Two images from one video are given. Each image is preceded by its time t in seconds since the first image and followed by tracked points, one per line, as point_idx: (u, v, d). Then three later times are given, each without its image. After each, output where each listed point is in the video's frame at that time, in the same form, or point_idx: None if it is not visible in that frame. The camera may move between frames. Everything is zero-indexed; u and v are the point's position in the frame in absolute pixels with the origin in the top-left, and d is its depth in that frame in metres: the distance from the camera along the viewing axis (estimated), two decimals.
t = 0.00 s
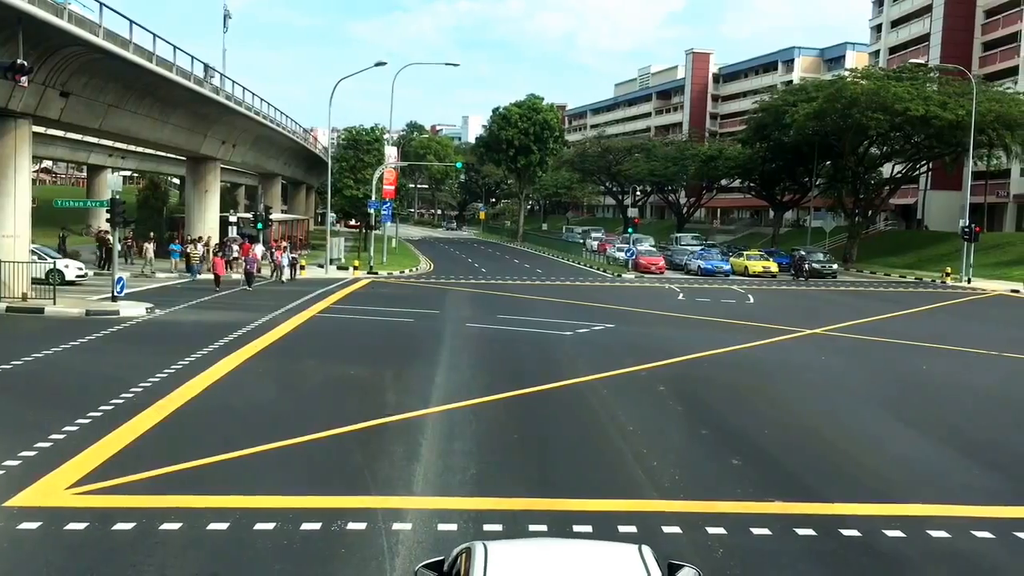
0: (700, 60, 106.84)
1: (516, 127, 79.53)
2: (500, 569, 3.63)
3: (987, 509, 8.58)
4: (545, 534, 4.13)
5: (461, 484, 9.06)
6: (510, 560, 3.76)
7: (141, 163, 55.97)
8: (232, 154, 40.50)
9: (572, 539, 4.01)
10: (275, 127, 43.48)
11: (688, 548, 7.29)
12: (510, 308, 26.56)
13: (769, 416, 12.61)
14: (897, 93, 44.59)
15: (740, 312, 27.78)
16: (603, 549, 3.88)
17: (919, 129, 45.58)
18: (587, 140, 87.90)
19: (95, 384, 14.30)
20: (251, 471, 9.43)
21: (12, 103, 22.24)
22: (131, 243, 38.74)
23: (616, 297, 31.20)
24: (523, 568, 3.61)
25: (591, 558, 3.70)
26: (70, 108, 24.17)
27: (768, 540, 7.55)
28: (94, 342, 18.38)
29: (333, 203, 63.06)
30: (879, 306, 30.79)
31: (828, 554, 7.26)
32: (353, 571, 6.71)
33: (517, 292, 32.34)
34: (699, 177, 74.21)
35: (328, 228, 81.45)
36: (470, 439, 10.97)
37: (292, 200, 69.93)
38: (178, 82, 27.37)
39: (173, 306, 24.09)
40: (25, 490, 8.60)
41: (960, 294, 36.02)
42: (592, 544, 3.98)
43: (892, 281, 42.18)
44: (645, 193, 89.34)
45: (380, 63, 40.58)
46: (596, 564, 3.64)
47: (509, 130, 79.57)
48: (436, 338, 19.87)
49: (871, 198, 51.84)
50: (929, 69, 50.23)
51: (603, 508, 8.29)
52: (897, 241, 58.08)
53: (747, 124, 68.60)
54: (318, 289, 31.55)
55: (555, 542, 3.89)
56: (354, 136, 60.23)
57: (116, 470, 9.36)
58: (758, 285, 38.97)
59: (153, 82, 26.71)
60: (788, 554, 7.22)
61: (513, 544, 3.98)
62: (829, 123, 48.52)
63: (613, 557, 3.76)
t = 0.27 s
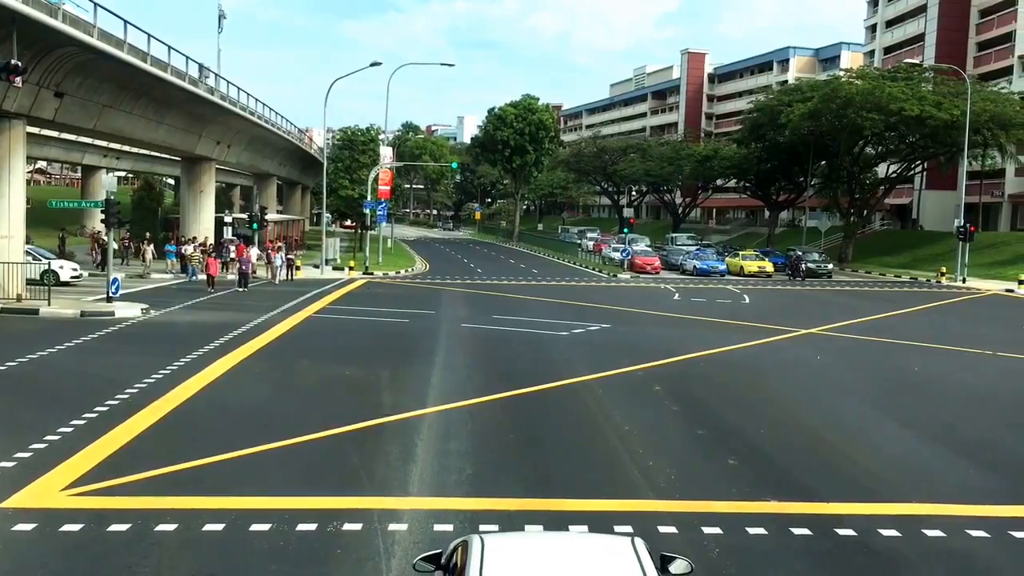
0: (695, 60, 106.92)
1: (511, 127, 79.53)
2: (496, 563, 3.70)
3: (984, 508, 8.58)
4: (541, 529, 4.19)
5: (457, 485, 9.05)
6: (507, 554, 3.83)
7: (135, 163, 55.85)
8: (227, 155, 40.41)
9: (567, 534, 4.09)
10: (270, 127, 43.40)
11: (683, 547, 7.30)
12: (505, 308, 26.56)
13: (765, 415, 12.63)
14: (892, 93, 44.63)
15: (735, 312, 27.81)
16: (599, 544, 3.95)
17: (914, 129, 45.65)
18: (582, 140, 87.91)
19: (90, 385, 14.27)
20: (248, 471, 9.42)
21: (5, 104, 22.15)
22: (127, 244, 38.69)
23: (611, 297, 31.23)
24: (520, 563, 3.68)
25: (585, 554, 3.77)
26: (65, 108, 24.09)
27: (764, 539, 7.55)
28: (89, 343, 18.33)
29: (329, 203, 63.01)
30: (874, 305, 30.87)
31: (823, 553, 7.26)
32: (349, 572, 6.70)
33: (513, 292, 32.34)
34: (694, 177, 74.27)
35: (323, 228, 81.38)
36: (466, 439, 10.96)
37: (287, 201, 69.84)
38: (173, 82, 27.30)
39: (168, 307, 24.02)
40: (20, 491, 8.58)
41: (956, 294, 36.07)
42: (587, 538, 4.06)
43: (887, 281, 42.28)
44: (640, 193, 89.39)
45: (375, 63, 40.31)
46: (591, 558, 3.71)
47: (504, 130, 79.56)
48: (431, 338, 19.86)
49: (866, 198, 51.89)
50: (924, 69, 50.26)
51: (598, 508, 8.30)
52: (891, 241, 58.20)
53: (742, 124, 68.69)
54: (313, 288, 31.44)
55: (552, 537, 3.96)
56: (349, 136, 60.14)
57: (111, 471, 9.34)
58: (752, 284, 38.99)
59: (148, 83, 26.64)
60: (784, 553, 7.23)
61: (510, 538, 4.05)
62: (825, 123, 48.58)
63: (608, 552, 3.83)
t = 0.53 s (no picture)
0: (695, 60, 106.95)
1: (510, 127, 79.56)
2: (494, 556, 3.77)
3: (983, 508, 8.59)
4: (539, 521, 4.25)
5: (456, 485, 9.05)
6: (505, 546, 3.89)
7: (134, 164, 55.84)
8: (226, 155, 40.40)
9: (565, 526, 4.14)
10: (269, 128, 43.39)
11: (682, 548, 7.30)
12: (505, 309, 26.57)
13: (764, 415, 12.64)
14: (891, 94, 44.64)
15: (734, 312, 27.82)
16: (596, 537, 4.01)
17: (913, 130, 45.65)
18: (581, 140, 87.95)
19: (90, 385, 14.27)
20: (247, 472, 9.43)
21: (4, 105, 22.14)
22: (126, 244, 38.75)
23: (610, 298, 31.25)
24: (519, 555, 3.74)
25: (582, 546, 3.82)
26: (64, 109, 24.08)
27: (763, 540, 7.56)
28: (88, 344, 18.35)
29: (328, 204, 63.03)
30: (873, 305, 30.89)
31: (822, 554, 7.27)
32: (348, 572, 6.71)
33: (512, 293, 32.35)
34: (693, 177, 74.31)
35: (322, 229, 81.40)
36: (466, 440, 10.97)
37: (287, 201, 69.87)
38: (173, 83, 27.29)
39: (167, 307, 24.00)
40: (19, 491, 8.59)
41: (956, 294, 36.08)
42: (584, 530, 4.12)
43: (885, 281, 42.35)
44: (640, 193, 89.38)
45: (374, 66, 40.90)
46: (587, 551, 3.77)
47: (504, 130, 79.57)
48: (431, 339, 19.88)
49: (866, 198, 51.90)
50: (923, 69, 50.22)
51: (598, 508, 8.31)
52: (891, 242, 58.21)
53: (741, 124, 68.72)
54: (312, 289, 31.44)
55: (550, 529, 4.02)
56: (348, 137, 60.14)
57: (110, 471, 9.34)
58: (752, 285, 38.99)
59: (148, 83, 26.63)
60: (784, 553, 7.23)
61: (508, 530, 4.12)
62: (824, 123, 48.58)
63: (605, 544, 3.89)
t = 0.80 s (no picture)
0: (695, 62, 106.99)
1: (511, 129, 79.63)
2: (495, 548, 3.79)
3: (982, 511, 8.59)
4: (541, 512, 4.33)
5: (456, 487, 9.05)
6: (504, 537, 3.95)
7: (135, 165, 55.86)
8: (227, 156, 40.38)
9: (564, 516, 4.21)
10: (270, 129, 43.40)
11: (681, 549, 7.31)
12: (505, 310, 26.57)
13: (764, 417, 12.64)
14: (891, 96, 44.64)
15: (734, 314, 27.82)
16: (593, 527, 4.07)
17: (912, 131, 45.65)
18: (581, 142, 88.03)
19: (90, 386, 14.29)
20: (247, 473, 9.44)
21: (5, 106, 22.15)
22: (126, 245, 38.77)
23: (609, 299, 31.28)
24: (519, 546, 3.78)
25: (578, 536, 3.88)
26: (64, 109, 24.08)
27: (762, 542, 7.56)
28: (89, 345, 18.36)
29: (328, 205, 63.03)
30: (873, 307, 30.89)
31: (821, 556, 7.27)
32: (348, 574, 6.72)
33: (511, 294, 32.38)
34: (693, 179, 74.33)
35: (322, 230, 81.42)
36: (466, 441, 10.97)
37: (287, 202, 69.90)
38: (174, 84, 27.30)
39: (168, 308, 23.97)
40: (22, 492, 8.60)
41: (956, 296, 36.07)
42: (583, 520, 4.18)
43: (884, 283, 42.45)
44: (640, 195, 89.38)
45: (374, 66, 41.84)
46: (584, 542, 3.81)
47: (504, 131, 79.60)
48: (431, 340, 19.90)
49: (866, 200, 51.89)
50: (923, 71, 50.16)
51: (597, 510, 8.31)
52: (891, 243, 58.21)
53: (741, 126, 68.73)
54: (313, 290, 31.40)
55: (547, 520, 4.07)
56: (349, 138, 60.15)
57: (110, 472, 9.35)
58: (752, 286, 38.98)
59: (148, 84, 26.62)
60: (783, 555, 7.25)
61: (508, 521, 4.17)
62: (824, 125, 48.57)
63: (602, 534, 3.94)
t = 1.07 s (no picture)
0: (694, 64, 107.04)
1: (510, 130, 79.61)
2: (495, 536, 3.96)
3: (983, 515, 8.58)
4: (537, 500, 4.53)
5: (455, 489, 9.03)
6: (504, 524, 4.12)
7: (134, 165, 55.82)
8: (226, 157, 40.30)
9: (561, 504, 4.39)
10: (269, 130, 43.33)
11: (680, 553, 7.29)
12: (504, 312, 26.56)
13: (763, 420, 12.63)
14: (890, 98, 44.63)
15: (734, 316, 27.82)
16: (588, 515, 4.23)
17: (911, 134, 45.65)
18: (581, 144, 88.08)
19: (88, 387, 14.25)
20: (245, 476, 9.40)
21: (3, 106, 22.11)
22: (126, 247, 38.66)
23: (609, 301, 31.23)
24: (517, 532, 3.96)
25: (574, 524, 4.04)
26: (63, 110, 24.02)
27: (762, 546, 7.53)
28: (87, 346, 18.33)
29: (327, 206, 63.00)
30: (872, 309, 30.91)
31: (821, 560, 7.25)
32: None
33: (511, 295, 32.32)
34: (693, 181, 74.36)
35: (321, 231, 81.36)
36: (464, 443, 10.95)
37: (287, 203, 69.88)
38: (173, 85, 27.25)
39: (166, 309, 23.91)
40: (18, 495, 8.56)
41: (955, 299, 36.08)
42: (577, 508, 4.38)
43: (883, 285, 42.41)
44: (639, 196, 89.38)
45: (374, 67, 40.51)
46: (579, 529, 3.97)
47: (504, 133, 79.58)
48: (429, 341, 19.87)
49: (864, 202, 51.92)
50: (921, 74, 50.09)
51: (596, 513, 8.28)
52: (889, 245, 58.23)
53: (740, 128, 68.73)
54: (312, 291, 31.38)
55: (544, 510, 4.23)
56: (348, 140, 60.13)
57: (108, 475, 9.32)
58: (751, 288, 38.96)
59: (147, 85, 26.57)
60: (783, 559, 7.22)
61: (507, 511, 4.33)
62: (823, 128, 48.56)
63: (596, 523, 4.10)
